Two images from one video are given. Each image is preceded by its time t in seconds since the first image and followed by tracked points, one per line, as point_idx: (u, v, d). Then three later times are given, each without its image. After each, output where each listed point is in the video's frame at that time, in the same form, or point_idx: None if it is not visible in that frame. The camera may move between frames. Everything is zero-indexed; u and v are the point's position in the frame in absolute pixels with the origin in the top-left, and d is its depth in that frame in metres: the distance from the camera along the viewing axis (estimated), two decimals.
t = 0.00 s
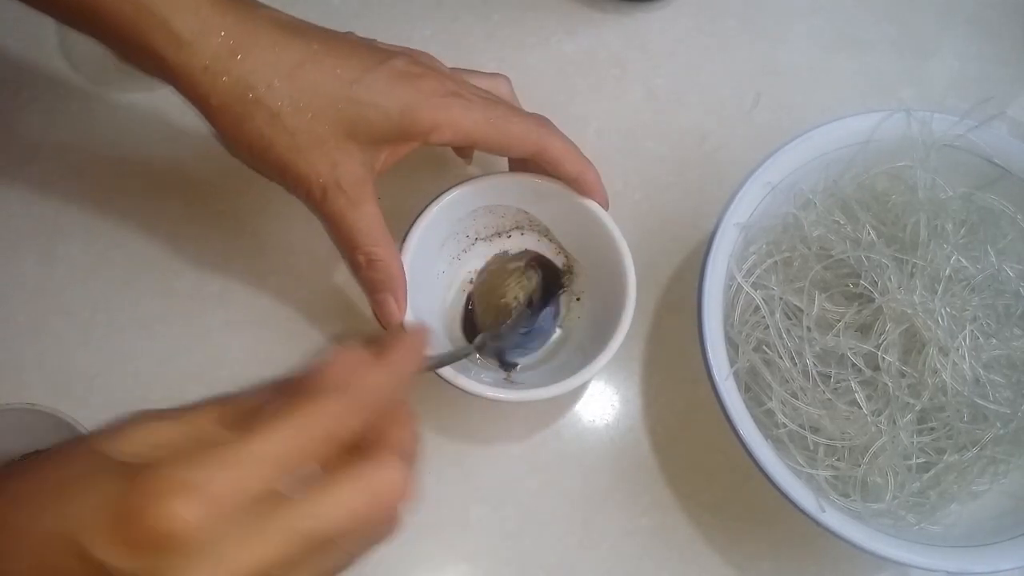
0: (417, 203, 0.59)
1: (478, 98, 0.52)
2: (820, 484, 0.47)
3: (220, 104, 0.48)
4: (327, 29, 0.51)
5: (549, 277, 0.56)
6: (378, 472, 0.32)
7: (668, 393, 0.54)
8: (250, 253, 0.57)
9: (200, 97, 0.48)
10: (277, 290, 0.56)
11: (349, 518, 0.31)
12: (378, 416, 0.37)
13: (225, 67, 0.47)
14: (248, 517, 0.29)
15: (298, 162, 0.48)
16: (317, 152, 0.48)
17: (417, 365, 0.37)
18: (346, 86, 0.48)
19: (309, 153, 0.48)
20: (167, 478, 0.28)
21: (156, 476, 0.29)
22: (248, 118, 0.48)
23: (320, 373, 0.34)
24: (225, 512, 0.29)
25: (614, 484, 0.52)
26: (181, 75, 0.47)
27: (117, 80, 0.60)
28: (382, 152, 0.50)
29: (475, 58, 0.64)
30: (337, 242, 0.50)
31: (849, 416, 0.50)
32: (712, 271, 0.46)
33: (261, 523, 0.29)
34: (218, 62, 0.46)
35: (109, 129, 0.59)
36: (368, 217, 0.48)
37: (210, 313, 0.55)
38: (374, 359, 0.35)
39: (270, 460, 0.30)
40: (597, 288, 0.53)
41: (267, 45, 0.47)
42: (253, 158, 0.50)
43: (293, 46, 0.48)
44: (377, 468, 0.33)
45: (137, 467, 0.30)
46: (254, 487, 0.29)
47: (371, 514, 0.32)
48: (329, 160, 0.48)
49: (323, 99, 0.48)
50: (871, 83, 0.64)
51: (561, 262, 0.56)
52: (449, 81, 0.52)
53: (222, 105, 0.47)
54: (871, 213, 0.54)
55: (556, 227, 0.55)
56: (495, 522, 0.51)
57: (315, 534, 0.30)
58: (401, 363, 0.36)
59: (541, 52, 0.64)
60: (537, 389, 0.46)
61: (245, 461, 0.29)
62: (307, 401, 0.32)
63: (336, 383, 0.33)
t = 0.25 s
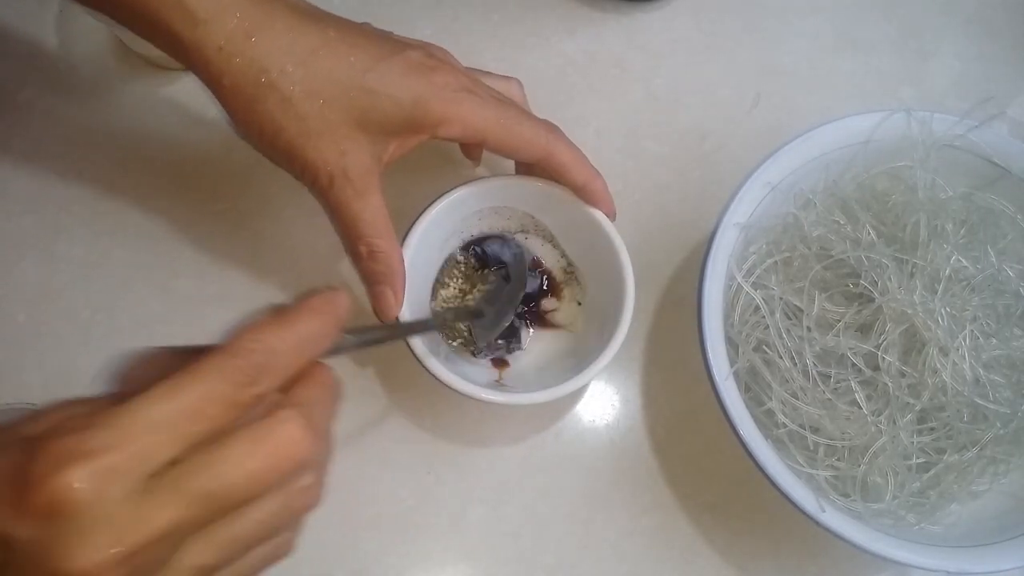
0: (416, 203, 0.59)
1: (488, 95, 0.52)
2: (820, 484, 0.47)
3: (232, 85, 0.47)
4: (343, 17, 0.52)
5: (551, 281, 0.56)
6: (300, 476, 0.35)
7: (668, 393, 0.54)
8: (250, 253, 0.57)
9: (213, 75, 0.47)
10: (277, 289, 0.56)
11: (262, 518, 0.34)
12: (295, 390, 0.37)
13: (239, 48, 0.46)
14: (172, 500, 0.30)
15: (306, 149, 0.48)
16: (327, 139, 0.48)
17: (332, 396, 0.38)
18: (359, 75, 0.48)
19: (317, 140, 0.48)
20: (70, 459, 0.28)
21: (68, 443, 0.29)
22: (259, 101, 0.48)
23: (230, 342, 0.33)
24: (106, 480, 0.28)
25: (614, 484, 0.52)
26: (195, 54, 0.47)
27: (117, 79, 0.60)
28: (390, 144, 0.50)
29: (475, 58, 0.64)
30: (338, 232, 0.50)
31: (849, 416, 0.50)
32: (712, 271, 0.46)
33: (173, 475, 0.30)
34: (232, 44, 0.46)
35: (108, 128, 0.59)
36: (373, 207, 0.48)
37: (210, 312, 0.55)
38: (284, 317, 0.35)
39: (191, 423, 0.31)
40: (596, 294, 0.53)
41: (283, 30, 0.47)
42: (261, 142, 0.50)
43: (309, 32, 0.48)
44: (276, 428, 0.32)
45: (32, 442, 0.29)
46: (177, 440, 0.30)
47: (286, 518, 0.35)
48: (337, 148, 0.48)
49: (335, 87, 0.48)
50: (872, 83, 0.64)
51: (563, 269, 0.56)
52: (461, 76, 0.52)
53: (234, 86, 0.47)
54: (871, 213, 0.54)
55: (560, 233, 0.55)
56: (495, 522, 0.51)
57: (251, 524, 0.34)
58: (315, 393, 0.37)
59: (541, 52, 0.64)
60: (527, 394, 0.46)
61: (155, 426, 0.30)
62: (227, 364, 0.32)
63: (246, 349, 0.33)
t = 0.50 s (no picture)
0: (416, 203, 0.59)
1: (486, 100, 0.52)
2: (820, 484, 0.47)
3: (229, 81, 0.47)
4: (345, 18, 0.52)
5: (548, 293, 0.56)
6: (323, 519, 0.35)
7: (668, 393, 0.54)
8: (249, 253, 0.57)
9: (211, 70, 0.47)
10: (277, 289, 0.56)
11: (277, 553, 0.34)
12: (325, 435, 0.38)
13: (237, 44, 0.46)
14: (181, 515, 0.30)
15: (300, 147, 0.48)
16: (321, 139, 0.48)
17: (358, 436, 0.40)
18: (357, 76, 0.49)
19: (312, 139, 0.48)
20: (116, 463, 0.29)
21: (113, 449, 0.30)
22: (255, 97, 0.48)
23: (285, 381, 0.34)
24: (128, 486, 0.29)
25: (613, 484, 0.52)
26: (194, 49, 0.47)
27: (117, 79, 0.61)
28: (386, 146, 0.50)
29: (475, 57, 0.64)
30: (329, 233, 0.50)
31: (849, 416, 0.50)
32: (712, 271, 0.46)
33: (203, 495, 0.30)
34: (230, 40, 0.46)
35: (108, 128, 0.60)
36: (365, 208, 0.48)
37: (210, 312, 0.55)
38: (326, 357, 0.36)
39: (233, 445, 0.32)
40: (589, 302, 0.52)
41: (282, 27, 0.48)
42: (255, 139, 0.50)
43: (308, 31, 0.48)
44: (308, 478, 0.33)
45: (69, 438, 0.31)
46: (207, 463, 0.31)
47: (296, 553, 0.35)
48: (330, 148, 0.48)
49: (332, 87, 0.48)
50: (872, 83, 0.64)
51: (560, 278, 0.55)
52: (460, 82, 0.52)
53: (230, 81, 0.47)
54: (871, 214, 0.54)
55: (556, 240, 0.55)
56: (495, 523, 0.51)
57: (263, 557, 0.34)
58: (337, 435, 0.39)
59: (541, 52, 0.64)
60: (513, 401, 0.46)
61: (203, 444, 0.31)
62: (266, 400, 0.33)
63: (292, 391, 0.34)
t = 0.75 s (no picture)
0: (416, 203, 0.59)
1: (485, 104, 0.52)
2: (820, 484, 0.47)
3: (227, 81, 0.47)
4: (346, 20, 0.52)
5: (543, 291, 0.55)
6: None
7: (668, 393, 0.54)
8: (249, 253, 0.57)
9: (211, 69, 0.47)
10: (277, 290, 0.56)
11: None
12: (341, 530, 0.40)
13: (237, 44, 0.46)
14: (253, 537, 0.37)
15: (298, 149, 0.48)
16: (319, 140, 0.48)
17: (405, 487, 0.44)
18: (356, 78, 0.48)
19: (309, 139, 0.48)
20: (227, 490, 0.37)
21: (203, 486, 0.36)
22: (253, 97, 0.48)
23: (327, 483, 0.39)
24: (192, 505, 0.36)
25: (613, 484, 0.52)
26: (193, 47, 0.47)
27: (117, 79, 0.60)
28: (384, 149, 0.50)
29: (475, 57, 0.64)
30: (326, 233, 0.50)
31: (849, 416, 0.50)
32: (712, 271, 0.46)
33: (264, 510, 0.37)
34: (230, 39, 0.46)
35: (107, 128, 0.59)
36: (362, 209, 0.48)
37: (210, 312, 0.55)
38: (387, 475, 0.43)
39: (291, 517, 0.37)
40: (585, 305, 0.52)
41: (282, 28, 0.48)
42: (252, 139, 0.50)
43: (308, 32, 0.48)
44: None
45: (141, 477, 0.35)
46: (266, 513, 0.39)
47: None
48: (328, 149, 0.48)
49: (331, 89, 0.48)
50: (872, 83, 0.64)
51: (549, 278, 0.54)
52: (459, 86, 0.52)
53: (228, 81, 0.47)
54: (871, 214, 0.54)
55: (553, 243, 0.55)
56: (495, 523, 0.51)
57: None
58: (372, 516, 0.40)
59: (541, 52, 0.64)
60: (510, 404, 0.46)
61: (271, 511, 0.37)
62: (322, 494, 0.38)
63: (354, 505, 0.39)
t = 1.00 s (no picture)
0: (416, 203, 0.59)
1: (485, 105, 0.52)
2: (820, 484, 0.47)
3: (227, 79, 0.47)
4: (348, 20, 0.52)
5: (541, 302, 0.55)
6: (333, 490, 0.35)
7: (668, 393, 0.54)
8: (249, 253, 0.57)
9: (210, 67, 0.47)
10: (277, 290, 0.56)
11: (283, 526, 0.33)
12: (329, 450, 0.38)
13: (237, 43, 0.46)
14: (197, 467, 0.33)
15: (297, 148, 0.48)
16: (318, 140, 0.48)
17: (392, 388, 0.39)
18: (357, 78, 0.48)
19: (309, 138, 0.48)
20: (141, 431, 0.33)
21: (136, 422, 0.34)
22: (252, 95, 0.48)
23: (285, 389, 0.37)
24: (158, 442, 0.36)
25: (613, 484, 0.52)
26: (193, 46, 0.47)
27: (117, 79, 0.60)
28: (383, 148, 0.51)
29: (475, 57, 0.64)
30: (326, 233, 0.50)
31: (849, 416, 0.50)
32: (712, 271, 0.46)
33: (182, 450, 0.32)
34: (230, 38, 0.46)
35: (108, 128, 0.60)
36: (361, 209, 0.48)
37: (209, 312, 0.55)
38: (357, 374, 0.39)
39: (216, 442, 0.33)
40: (586, 304, 0.52)
41: (283, 28, 0.47)
42: (251, 136, 0.50)
43: (309, 31, 0.48)
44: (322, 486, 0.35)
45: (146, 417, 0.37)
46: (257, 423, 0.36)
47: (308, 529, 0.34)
48: (327, 149, 0.48)
49: (331, 88, 0.48)
50: (872, 83, 0.64)
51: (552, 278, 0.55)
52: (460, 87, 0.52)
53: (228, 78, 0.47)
54: (871, 214, 0.54)
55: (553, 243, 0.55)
56: (495, 523, 0.51)
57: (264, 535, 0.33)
58: (351, 396, 0.38)
59: (542, 52, 0.64)
60: (510, 403, 0.46)
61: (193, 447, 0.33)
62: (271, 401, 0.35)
63: (312, 402, 0.36)
